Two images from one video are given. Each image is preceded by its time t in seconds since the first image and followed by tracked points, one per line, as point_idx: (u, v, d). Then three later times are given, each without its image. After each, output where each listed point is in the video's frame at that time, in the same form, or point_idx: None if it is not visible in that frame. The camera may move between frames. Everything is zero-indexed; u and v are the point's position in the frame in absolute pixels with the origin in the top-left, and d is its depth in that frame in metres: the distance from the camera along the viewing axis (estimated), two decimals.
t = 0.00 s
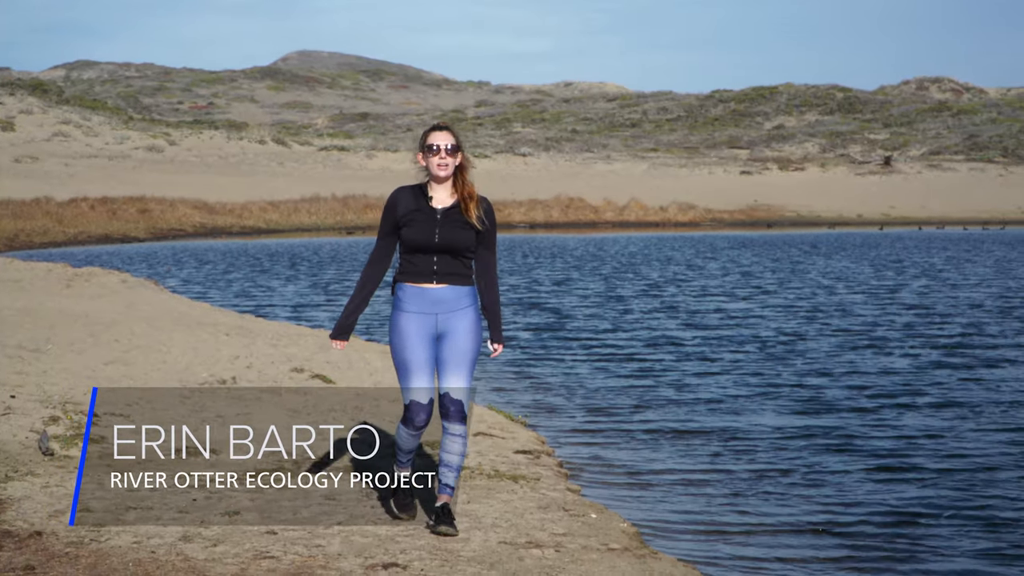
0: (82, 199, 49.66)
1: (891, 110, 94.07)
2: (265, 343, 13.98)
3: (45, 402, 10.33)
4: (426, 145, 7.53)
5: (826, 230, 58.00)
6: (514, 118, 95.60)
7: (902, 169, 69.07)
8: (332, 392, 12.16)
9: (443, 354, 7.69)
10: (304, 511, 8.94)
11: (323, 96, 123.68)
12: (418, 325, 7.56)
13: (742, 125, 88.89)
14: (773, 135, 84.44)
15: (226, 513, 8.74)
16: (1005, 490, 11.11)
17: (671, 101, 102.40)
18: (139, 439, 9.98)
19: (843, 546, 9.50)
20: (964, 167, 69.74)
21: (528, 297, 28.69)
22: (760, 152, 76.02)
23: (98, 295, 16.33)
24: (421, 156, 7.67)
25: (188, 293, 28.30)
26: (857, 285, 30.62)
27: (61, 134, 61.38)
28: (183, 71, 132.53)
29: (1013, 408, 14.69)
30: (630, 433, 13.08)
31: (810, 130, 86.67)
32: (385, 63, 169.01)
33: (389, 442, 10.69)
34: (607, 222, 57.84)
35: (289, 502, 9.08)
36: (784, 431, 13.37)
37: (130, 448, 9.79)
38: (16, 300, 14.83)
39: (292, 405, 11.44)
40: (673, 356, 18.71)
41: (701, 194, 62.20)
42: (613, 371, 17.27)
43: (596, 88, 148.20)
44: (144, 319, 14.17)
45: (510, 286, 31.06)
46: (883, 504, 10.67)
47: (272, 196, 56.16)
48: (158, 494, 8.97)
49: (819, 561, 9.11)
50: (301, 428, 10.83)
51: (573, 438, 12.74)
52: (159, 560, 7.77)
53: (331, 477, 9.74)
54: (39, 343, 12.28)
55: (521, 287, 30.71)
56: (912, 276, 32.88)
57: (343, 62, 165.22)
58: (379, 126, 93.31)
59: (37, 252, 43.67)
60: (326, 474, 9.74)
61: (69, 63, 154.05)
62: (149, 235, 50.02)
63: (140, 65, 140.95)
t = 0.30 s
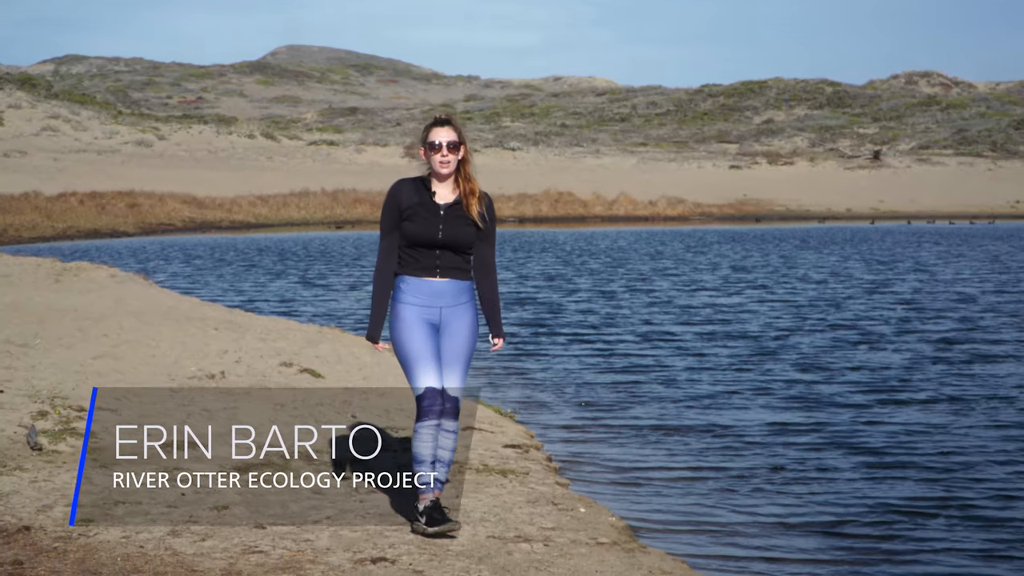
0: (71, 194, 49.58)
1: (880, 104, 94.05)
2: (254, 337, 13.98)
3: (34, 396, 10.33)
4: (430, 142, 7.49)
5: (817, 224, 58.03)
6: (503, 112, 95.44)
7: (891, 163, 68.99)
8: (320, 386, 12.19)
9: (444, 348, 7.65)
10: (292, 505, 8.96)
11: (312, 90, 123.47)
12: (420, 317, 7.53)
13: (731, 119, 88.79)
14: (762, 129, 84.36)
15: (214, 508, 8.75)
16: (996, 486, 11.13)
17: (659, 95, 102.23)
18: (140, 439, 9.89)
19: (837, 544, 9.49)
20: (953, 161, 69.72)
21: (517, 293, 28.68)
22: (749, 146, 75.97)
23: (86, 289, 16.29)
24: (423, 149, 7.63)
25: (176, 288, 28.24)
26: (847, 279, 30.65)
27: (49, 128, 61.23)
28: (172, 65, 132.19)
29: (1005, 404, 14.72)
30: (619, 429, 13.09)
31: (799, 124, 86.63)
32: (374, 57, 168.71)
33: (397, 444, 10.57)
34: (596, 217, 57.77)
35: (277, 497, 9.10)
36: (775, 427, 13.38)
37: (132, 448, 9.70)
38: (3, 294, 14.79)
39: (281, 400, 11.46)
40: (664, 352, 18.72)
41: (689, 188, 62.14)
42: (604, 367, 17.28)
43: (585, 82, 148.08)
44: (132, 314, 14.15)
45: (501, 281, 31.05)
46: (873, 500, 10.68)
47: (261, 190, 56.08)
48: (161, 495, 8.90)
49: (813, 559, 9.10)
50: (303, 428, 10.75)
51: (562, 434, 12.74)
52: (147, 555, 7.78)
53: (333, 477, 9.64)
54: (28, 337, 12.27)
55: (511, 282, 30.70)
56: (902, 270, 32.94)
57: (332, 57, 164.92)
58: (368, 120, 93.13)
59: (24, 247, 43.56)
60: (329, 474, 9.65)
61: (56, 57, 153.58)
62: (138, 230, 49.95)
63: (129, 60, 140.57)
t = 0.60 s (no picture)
0: (58, 187, 49.52)
1: (868, 100, 94.04)
2: (240, 331, 13.99)
3: (20, 391, 10.33)
4: (425, 138, 7.39)
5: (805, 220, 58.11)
6: (491, 108, 95.26)
7: (879, 159, 68.87)
8: (306, 382, 12.21)
9: (445, 351, 7.51)
10: (278, 501, 8.98)
11: (300, 85, 123.31)
12: (422, 321, 7.35)
13: (719, 116, 88.70)
14: (749, 125, 84.23)
15: (200, 503, 8.76)
16: (983, 485, 11.15)
17: (647, 91, 102.16)
18: (140, 439, 9.85)
19: (825, 544, 9.49)
20: (941, 157, 69.71)
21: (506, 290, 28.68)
22: (736, 142, 75.89)
23: (72, 283, 16.27)
24: (418, 147, 7.48)
25: (162, 282, 28.20)
26: (836, 276, 30.69)
27: (36, 122, 61.10)
28: (160, 60, 131.83)
29: (994, 402, 14.74)
30: (606, 426, 13.10)
31: (787, 120, 86.57)
32: (364, 53, 168.41)
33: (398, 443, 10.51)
34: (583, 213, 57.66)
35: (264, 492, 9.12)
36: (763, 425, 13.38)
37: (132, 448, 9.65)
38: None
39: (268, 395, 11.46)
40: (654, 348, 18.71)
41: (676, 184, 62.08)
42: (593, 364, 17.28)
43: (572, 78, 148.19)
44: (119, 308, 14.15)
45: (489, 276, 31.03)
46: (861, 499, 10.68)
47: (248, 184, 56.00)
48: (160, 494, 8.84)
49: (802, 558, 9.10)
50: (303, 427, 10.70)
51: (549, 431, 12.75)
52: (133, 549, 7.78)
53: (332, 477, 9.58)
54: (13, 332, 12.25)
55: (500, 277, 30.68)
56: (891, 267, 33.03)
57: (320, 51, 164.62)
58: (355, 115, 92.99)
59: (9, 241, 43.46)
60: (329, 475, 9.59)
61: (43, 52, 153.06)
62: (126, 224, 49.91)
63: (117, 54, 140.15)
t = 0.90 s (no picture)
0: (45, 185, 49.54)
1: (855, 99, 94.16)
2: (227, 330, 13.99)
3: (6, 390, 10.33)
4: (417, 135, 7.35)
5: (793, 219, 58.23)
6: (478, 106, 95.24)
7: (865, 158, 68.93)
8: (293, 381, 12.22)
9: (448, 351, 7.52)
10: (265, 500, 8.99)
11: (287, 84, 123.27)
12: (427, 323, 7.36)
13: (706, 115, 88.74)
14: (736, 124, 84.26)
15: (187, 502, 8.77)
16: (969, 486, 11.19)
17: (634, 90, 102.16)
18: (140, 439, 9.89)
19: (812, 546, 9.51)
20: (928, 156, 69.82)
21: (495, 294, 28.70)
22: (723, 141, 75.95)
23: (59, 282, 16.26)
24: (408, 146, 7.44)
25: (148, 281, 28.14)
26: (826, 275, 30.73)
27: (23, 120, 61.00)
28: (146, 58, 131.61)
29: (981, 402, 14.80)
30: (593, 427, 13.11)
31: (774, 119, 86.66)
32: (351, 51, 168.27)
33: (395, 443, 10.53)
34: (570, 212, 57.66)
35: (250, 491, 9.13)
36: (750, 426, 13.40)
37: (131, 448, 9.68)
38: None
39: (255, 394, 11.46)
40: (642, 348, 18.73)
41: (663, 182, 62.13)
42: (580, 364, 17.30)
43: (560, 77, 148.24)
44: (106, 307, 14.15)
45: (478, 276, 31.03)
46: (847, 501, 10.70)
47: (235, 183, 55.94)
48: (160, 494, 8.86)
49: (791, 561, 9.12)
50: (304, 428, 10.74)
51: (536, 431, 12.77)
52: (119, 549, 7.79)
53: (333, 477, 9.59)
54: None
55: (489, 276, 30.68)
56: (879, 266, 33.10)
57: (307, 50, 164.48)
58: (343, 114, 92.93)
59: None
60: (330, 475, 9.59)
61: (30, 50, 152.76)
62: (113, 223, 49.93)
63: (104, 53, 139.85)
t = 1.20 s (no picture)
0: (31, 188, 49.58)
1: (842, 102, 94.39)
2: (213, 333, 13.99)
3: None
4: (409, 141, 7.16)
5: (780, 222, 58.29)
6: (465, 109, 95.28)
7: (852, 161, 69.08)
8: (279, 382, 12.22)
9: (443, 355, 7.34)
10: (250, 502, 8.97)
11: (274, 86, 123.31)
12: (416, 326, 7.20)
13: (693, 117, 88.88)
14: (723, 127, 84.35)
15: (171, 505, 8.76)
16: (956, 492, 11.21)
17: (621, 92, 102.20)
18: (140, 439, 9.97)
19: (799, 553, 9.50)
20: (914, 159, 70.03)
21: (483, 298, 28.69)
22: (710, 144, 76.06)
23: (45, 284, 16.26)
24: (404, 149, 7.27)
25: (134, 284, 28.05)
26: (816, 278, 30.81)
27: (9, 123, 60.97)
28: (133, 60, 131.45)
29: (970, 407, 14.84)
30: (580, 431, 13.10)
31: (760, 122, 86.78)
32: (338, 53, 168.37)
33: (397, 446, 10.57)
34: (557, 214, 57.72)
35: (235, 493, 9.11)
36: (738, 431, 13.40)
37: (130, 449, 9.74)
38: None
39: (241, 395, 11.46)
40: (630, 352, 18.71)
41: (650, 184, 62.20)
42: (567, 368, 17.28)
43: (547, 79, 148.49)
44: (92, 309, 14.16)
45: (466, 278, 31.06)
46: (836, 507, 10.71)
47: (222, 185, 55.85)
48: (158, 495, 8.91)
49: (779, 569, 9.11)
50: (304, 428, 10.80)
51: (522, 434, 12.78)
52: (104, 551, 7.78)
53: (332, 477, 9.62)
54: None
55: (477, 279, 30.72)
56: (867, 269, 33.19)
57: (295, 52, 164.54)
58: (329, 117, 92.94)
59: None
60: (328, 475, 9.63)
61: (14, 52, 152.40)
62: (99, 225, 49.91)
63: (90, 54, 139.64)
